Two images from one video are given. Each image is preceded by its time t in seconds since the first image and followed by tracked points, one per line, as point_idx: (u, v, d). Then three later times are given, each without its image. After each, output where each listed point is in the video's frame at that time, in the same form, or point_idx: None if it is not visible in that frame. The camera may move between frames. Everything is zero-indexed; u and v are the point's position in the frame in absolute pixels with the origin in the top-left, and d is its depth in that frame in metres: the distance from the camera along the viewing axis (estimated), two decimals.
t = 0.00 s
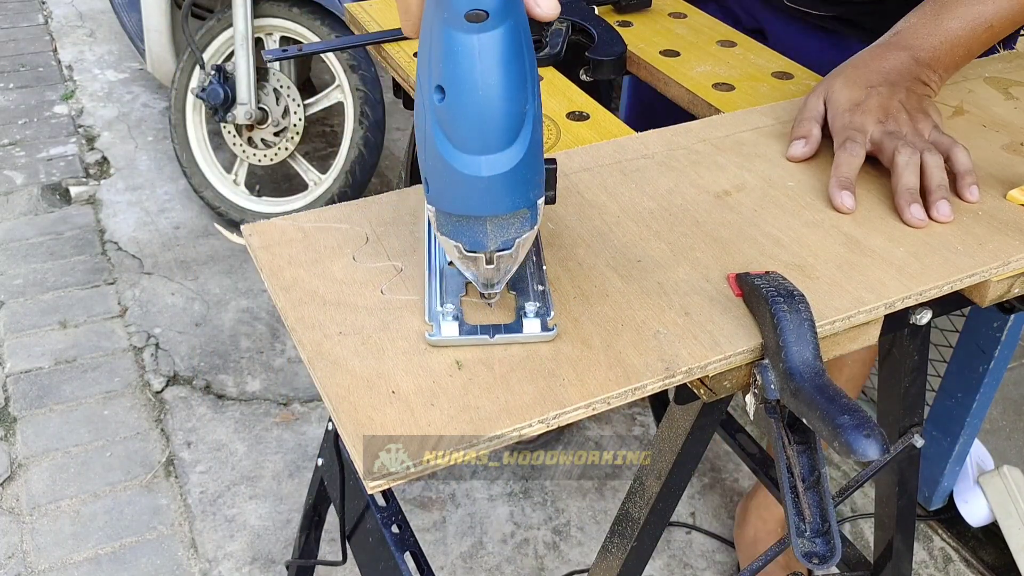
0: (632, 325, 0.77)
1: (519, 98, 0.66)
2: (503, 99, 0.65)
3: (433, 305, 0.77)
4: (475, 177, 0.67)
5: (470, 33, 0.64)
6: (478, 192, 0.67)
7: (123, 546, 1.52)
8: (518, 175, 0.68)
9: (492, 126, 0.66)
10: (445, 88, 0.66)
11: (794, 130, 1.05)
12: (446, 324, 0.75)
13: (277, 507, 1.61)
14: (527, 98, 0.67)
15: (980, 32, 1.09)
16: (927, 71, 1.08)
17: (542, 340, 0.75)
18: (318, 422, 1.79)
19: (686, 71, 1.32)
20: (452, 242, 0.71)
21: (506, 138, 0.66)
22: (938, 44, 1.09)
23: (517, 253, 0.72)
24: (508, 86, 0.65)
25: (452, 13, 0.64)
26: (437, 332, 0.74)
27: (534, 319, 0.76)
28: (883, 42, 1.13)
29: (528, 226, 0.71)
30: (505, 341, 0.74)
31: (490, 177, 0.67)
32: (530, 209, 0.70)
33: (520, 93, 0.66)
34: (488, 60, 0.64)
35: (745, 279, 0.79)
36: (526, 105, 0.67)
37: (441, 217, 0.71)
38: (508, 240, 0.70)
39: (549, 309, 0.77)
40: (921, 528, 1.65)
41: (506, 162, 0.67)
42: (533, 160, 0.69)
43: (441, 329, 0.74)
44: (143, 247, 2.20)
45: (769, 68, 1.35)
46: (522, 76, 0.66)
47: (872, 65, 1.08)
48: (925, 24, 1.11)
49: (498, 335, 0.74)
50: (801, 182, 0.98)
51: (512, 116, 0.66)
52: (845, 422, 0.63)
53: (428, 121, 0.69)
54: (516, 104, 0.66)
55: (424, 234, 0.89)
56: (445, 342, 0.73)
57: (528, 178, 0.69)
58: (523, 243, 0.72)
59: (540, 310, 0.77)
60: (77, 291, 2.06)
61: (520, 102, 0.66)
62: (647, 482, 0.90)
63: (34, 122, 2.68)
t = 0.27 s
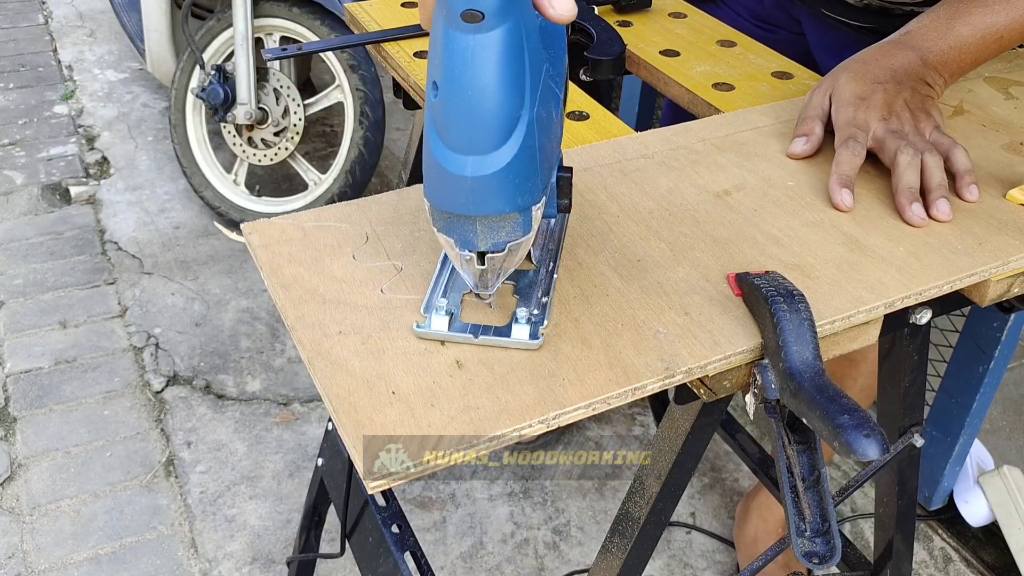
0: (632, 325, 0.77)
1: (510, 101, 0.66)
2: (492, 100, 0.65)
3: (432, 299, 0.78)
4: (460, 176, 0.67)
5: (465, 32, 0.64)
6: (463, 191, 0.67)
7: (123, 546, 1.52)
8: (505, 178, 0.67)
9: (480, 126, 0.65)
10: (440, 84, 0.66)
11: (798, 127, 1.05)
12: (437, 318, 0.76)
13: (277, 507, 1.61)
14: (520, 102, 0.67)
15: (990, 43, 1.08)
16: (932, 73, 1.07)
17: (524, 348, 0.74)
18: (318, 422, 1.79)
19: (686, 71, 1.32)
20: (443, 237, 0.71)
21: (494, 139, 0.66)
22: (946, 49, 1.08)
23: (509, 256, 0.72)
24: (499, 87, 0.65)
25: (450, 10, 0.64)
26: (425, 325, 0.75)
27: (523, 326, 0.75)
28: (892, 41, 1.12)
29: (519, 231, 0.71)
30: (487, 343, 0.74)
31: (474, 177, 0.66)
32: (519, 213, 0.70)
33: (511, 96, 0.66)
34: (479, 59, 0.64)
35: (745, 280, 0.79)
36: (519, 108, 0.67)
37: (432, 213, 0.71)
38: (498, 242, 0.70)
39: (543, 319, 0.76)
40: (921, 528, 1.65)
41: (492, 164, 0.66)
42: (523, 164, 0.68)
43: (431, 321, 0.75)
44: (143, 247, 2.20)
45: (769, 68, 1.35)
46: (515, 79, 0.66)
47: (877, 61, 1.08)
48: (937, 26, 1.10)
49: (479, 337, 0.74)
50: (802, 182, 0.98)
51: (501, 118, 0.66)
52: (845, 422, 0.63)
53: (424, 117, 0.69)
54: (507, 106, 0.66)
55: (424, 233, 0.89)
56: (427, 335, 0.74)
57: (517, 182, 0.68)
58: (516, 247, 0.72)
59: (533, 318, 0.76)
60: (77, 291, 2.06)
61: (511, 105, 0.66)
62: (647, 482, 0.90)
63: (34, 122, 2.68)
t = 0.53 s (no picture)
0: (632, 325, 0.77)
1: (502, 104, 0.66)
2: (482, 101, 0.65)
3: (432, 294, 0.78)
4: (447, 175, 0.67)
5: (459, 32, 0.64)
6: (449, 191, 0.67)
7: (123, 546, 1.52)
8: (492, 181, 0.67)
9: (469, 127, 0.65)
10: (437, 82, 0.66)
11: (799, 126, 1.05)
12: (432, 313, 0.76)
13: (276, 507, 1.61)
14: (513, 105, 0.66)
15: (992, 44, 1.09)
16: (933, 73, 1.07)
17: (506, 354, 0.73)
18: (318, 422, 1.79)
19: (686, 71, 1.32)
20: (436, 235, 0.72)
21: (483, 141, 0.66)
22: (947, 50, 1.08)
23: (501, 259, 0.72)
24: (491, 89, 0.65)
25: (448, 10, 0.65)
26: (419, 319, 0.75)
27: (510, 332, 0.74)
28: (893, 41, 1.12)
29: (510, 235, 0.70)
30: (471, 344, 0.74)
31: (459, 177, 0.66)
32: (509, 218, 0.69)
33: (503, 98, 0.65)
34: (471, 60, 0.64)
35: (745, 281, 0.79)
36: (511, 111, 0.66)
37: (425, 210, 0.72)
38: (488, 244, 0.70)
39: (532, 328, 0.75)
40: (921, 528, 1.65)
41: (479, 166, 0.66)
42: (514, 169, 0.68)
43: (425, 316, 0.75)
44: (143, 247, 2.20)
45: (769, 67, 1.35)
46: (509, 82, 0.66)
47: (879, 61, 1.08)
48: (940, 27, 1.10)
49: (467, 337, 0.74)
50: (802, 182, 0.98)
51: (490, 120, 0.65)
52: (845, 423, 0.63)
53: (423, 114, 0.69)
54: (499, 109, 0.65)
55: (424, 233, 0.89)
56: (417, 329, 0.75)
57: (506, 186, 0.68)
58: (509, 250, 0.71)
59: (524, 325, 0.75)
60: (77, 291, 2.06)
61: (503, 107, 0.66)
62: (647, 482, 0.90)
63: (34, 122, 2.68)
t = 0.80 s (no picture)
0: (631, 325, 0.77)
1: (502, 105, 0.65)
2: (482, 103, 0.65)
3: (433, 296, 0.78)
4: (446, 176, 0.67)
5: (459, 33, 0.64)
6: (449, 192, 0.67)
7: (123, 546, 1.52)
8: (492, 183, 0.67)
9: (468, 129, 0.65)
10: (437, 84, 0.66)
11: (799, 126, 1.05)
12: (432, 315, 0.76)
13: (276, 507, 1.61)
14: (513, 107, 0.66)
15: (992, 44, 1.09)
16: (933, 73, 1.07)
17: (506, 356, 0.73)
18: (317, 422, 1.79)
19: (686, 71, 1.32)
20: (436, 236, 0.72)
21: (482, 143, 0.66)
22: (948, 50, 1.08)
23: (500, 263, 0.72)
24: (491, 91, 0.65)
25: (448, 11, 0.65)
26: (419, 319, 0.76)
27: (511, 335, 0.74)
28: (893, 41, 1.12)
29: (510, 237, 0.70)
30: (471, 346, 0.74)
31: (459, 178, 0.66)
32: (509, 220, 0.69)
33: (503, 100, 0.65)
34: (471, 62, 0.64)
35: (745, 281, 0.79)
36: (511, 113, 0.66)
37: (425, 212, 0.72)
38: (488, 246, 0.70)
39: (534, 331, 0.75)
40: (921, 528, 1.65)
41: (479, 167, 0.66)
42: (514, 171, 0.68)
43: (425, 317, 0.75)
44: (143, 247, 2.20)
45: (769, 67, 1.35)
46: (509, 84, 0.66)
47: (879, 61, 1.08)
48: (940, 27, 1.10)
49: (467, 338, 0.74)
50: (802, 182, 0.98)
51: (490, 122, 0.65)
52: (845, 423, 0.63)
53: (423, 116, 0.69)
54: (499, 111, 0.65)
55: (424, 233, 0.89)
56: (418, 330, 0.75)
57: (506, 188, 0.68)
58: (509, 253, 0.71)
59: (525, 327, 0.75)
60: (77, 291, 2.06)
61: (503, 109, 0.66)
62: (647, 482, 0.90)
63: (34, 122, 2.68)
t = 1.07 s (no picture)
0: (632, 325, 0.77)
1: (504, 107, 0.66)
2: (484, 106, 0.65)
3: (432, 300, 0.78)
4: (449, 180, 0.67)
5: (460, 35, 0.64)
6: (452, 196, 0.67)
7: (123, 546, 1.52)
8: (495, 185, 0.67)
9: (471, 131, 0.65)
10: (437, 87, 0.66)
11: (799, 126, 1.05)
12: (433, 319, 0.75)
13: (276, 507, 1.61)
14: (515, 109, 0.67)
15: (992, 44, 1.09)
16: (933, 73, 1.07)
17: (512, 357, 0.73)
18: (318, 422, 1.79)
19: (686, 71, 1.32)
20: (437, 239, 0.71)
21: (485, 145, 0.66)
22: (947, 50, 1.08)
23: (504, 264, 0.72)
24: (493, 93, 0.65)
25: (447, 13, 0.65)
26: (421, 326, 0.75)
27: (514, 335, 0.74)
28: (893, 40, 1.12)
29: (513, 239, 0.70)
30: (476, 349, 0.73)
31: (462, 181, 0.66)
32: (512, 221, 0.69)
33: (505, 102, 0.65)
34: (472, 64, 0.64)
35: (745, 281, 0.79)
36: (512, 115, 0.66)
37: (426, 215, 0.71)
38: (490, 248, 0.70)
39: (536, 330, 0.75)
40: (921, 528, 1.65)
41: (482, 169, 0.66)
42: (517, 172, 0.68)
43: (426, 322, 0.75)
44: (143, 247, 2.21)
45: (769, 67, 1.35)
46: (510, 85, 0.66)
47: (878, 61, 1.08)
48: (940, 27, 1.10)
49: (474, 341, 0.74)
50: (802, 182, 0.98)
51: (492, 124, 0.65)
52: (846, 422, 0.63)
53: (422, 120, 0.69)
54: (501, 112, 0.66)
55: (424, 234, 0.89)
56: (419, 335, 0.74)
57: (509, 189, 0.68)
58: (512, 254, 0.71)
59: (527, 327, 0.75)
60: (77, 291, 2.06)
61: (505, 110, 0.66)
62: (647, 482, 0.90)
63: (34, 122, 2.68)
